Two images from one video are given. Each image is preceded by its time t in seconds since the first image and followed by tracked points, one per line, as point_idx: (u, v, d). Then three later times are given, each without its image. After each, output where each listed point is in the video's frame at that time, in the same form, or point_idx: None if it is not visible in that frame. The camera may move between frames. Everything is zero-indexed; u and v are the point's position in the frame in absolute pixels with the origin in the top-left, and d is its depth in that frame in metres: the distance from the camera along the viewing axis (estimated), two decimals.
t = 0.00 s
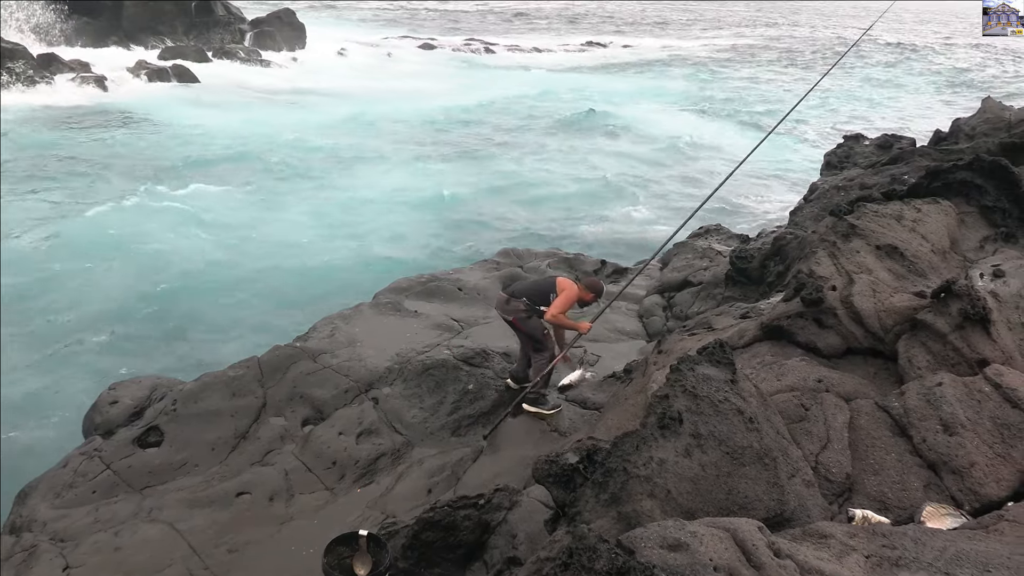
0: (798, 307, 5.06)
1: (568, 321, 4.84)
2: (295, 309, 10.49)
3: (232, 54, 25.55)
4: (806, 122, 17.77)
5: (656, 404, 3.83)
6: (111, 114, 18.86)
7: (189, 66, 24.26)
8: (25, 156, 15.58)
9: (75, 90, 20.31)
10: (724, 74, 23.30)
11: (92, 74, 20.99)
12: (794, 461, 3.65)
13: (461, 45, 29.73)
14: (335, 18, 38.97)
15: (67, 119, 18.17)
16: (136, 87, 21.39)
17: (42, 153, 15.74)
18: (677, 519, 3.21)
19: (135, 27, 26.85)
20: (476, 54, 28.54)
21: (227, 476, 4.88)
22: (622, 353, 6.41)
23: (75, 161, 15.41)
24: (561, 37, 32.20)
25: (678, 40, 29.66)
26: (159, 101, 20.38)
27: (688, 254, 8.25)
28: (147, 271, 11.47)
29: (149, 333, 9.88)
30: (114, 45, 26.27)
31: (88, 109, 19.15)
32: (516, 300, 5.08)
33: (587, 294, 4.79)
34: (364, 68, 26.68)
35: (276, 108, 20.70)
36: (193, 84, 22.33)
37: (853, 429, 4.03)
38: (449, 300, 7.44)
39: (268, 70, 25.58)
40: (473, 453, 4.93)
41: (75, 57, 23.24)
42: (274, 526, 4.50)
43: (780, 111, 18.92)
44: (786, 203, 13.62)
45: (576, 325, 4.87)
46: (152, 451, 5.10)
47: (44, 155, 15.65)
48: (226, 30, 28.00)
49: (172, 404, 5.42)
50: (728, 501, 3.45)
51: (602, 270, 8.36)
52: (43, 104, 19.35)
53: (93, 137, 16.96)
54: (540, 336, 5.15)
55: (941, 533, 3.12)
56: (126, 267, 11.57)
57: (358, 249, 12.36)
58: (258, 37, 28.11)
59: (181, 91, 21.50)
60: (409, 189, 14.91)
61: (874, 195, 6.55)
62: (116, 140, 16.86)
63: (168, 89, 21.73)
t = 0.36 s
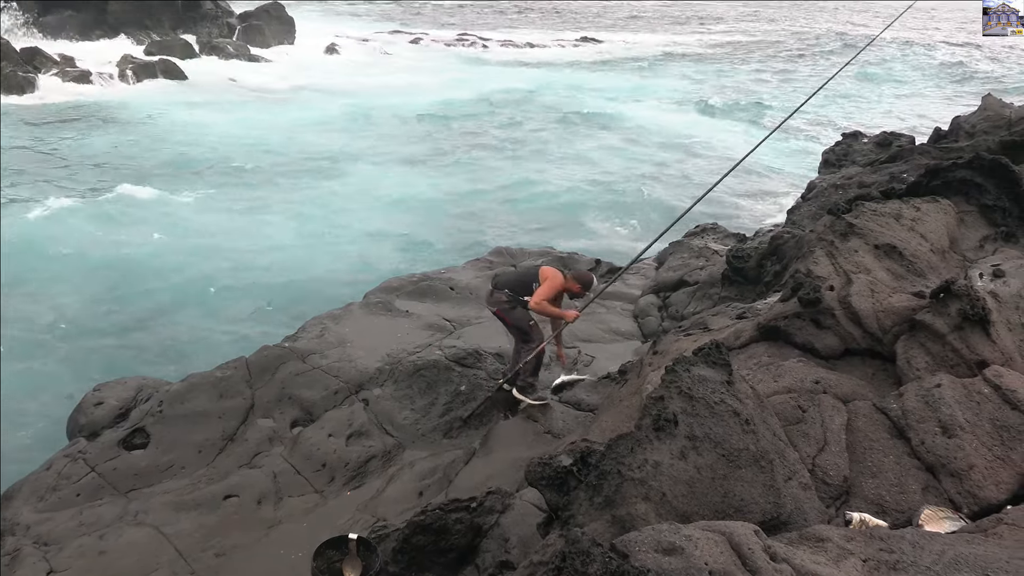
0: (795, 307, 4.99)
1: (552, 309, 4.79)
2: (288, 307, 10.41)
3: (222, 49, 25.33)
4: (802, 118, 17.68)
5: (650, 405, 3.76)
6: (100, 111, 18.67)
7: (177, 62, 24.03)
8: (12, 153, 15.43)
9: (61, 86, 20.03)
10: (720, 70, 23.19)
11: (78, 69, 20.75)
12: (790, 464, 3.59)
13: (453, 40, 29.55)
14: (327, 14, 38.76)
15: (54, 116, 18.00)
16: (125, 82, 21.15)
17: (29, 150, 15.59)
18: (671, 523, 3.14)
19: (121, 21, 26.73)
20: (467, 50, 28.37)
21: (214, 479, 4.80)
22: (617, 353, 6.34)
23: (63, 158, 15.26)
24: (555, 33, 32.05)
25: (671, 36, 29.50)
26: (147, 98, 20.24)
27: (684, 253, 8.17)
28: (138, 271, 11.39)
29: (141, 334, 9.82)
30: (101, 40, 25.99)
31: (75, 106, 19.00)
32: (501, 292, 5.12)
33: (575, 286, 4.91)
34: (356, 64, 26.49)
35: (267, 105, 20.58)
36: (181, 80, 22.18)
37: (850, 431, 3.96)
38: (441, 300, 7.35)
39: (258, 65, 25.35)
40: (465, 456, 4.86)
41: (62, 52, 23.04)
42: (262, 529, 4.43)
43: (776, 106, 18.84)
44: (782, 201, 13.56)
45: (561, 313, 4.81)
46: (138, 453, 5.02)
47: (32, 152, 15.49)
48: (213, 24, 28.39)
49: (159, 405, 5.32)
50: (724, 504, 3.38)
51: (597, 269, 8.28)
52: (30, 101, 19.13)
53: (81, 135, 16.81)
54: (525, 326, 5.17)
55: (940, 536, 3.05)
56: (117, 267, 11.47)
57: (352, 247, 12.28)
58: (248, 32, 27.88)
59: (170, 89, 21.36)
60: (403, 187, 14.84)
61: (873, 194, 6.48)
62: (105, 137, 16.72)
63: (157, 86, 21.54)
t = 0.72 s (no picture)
0: (793, 307, 4.94)
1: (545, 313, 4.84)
2: (283, 306, 10.37)
3: (214, 44, 25.20)
4: (798, 113, 17.64)
5: (646, 406, 3.69)
6: (92, 108, 18.55)
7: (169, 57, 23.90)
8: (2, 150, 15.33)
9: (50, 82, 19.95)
10: (715, 66, 23.12)
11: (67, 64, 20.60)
12: (787, 466, 3.54)
13: (447, 36, 29.47)
14: (321, 9, 38.60)
15: (44, 114, 17.89)
16: (115, 79, 21.03)
17: (19, 148, 15.49)
18: (666, 526, 3.09)
19: (110, 16, 26.51)
20: (461, 47, 28.30)
21: (204, 480, 4.74)
22: (613, 354, 6.28)
23: (52, 155, 15.15)
24: (550, 29, 31.95)
25: (665, 32, 29.43)
26: (138, 95, 20.14)
27: (681, 252, 8.12)
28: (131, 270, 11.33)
29: (134, 333, 9.81)
30: (92, 36, 25.80)
31: (65, 103, 18.88)
32: (496, 295, 5.16)
33: (569, 299, 5.00)
34: (349, 61, 26.40)
35: (260, 101, 20.49)
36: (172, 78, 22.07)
37: (848, 433, 3.90)
38: (434, 299, 7.29)
39: (251, 62, 25.24)
40: (459, 458, 4.79)
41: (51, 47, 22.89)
42: (252, 531, 4.37)
43: (772, 102, 18.77)
44: (779, 198, 13.52)
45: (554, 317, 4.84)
46: (126, 454, 4.95)
47: (22, 150, 15.39)
48: (205, 18, 28.13)
49: (147, 405, 5.25)
50: (720, 507, 3.32)
51: (592, 268, 8.23)
52: (21, 99, 18.99)
53: (71, 132, 16.71)
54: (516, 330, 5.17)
55: (940, 540, 2.99)
56: (111, 267, 11.40)
57: (347, 245, 12.23)
58: (239, 25, 27.70)
59: (161, 86, 21.25)
60: (400, 185, 14.77)
61: (873, 192, 6.42)
62: (95, 134, 16.63)
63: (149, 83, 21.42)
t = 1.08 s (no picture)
0: (792, 306, 4.89)
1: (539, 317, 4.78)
2: (280, 306, 10.34)
3: (206, 43, 25.11)
4: (795, 109, 17.59)
5: (644, 407, 3.64)
6: (85, 110, 18.46)
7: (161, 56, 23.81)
8: None
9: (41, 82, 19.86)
10: (711, 61, 23.07)
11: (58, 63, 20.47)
12: (787, 467, 3.49)
13: (441, 33, 29.36)
14: (314, 7, 38.49)
15: (36, 115, 17.82)
16: (108, 78, 20.95)
17: (12, 149, 15.43)
18: (664, 529, 3.04)
19: (102, 14, 26.35)
20: (455, 45, 28.19)
21: (198, 483, 4.70)
22: (610, 354, 6.23)
23: (45, 156, 15.10)
24: (545, 26, 31.87)
25: (661, 28, 29.29)
26: (131, 95, 20.07)
27: (679, 251, 8.07)
28: (126, 271, 11.31)
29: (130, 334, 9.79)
30: (83, 34, 25.63)
31: (58, 104, 18.81)
32: (491, 299, 5.13)
33: (564, 307, 4.97)
34: (343, 59, 26.29)
35: (254, 100, 20.44)
36: (166, 78, 21.97)
37: (849, 433, 3.85)
38: (430, 299, 7.24)
39: (245, 61, 25.14)
40: (455, 460, 4.75)
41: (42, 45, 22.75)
42: (247, 535, 4.33)
43: (768, 98, 18.73)
44: (776, 195, 13.48)
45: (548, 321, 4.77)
46: (118, 457, 4.90)
47: (15, 151, 15.33)
48: (196, 16, 28.09)
49: (140, 408, 5.20)
50: (719, 508, 3.28)
51: (590, 267, 8.17)
52: (13, 99, 18.90)
53: (65, 133, 16.65)
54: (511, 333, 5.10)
55: (941, 540, 2.94)
56: (106, 270, 11.36)
57: (344, 245, 12.19)
58: (231, 23, 27.66)
59: (154, 86, 21.19)
60: (397, 184, 14.72)
61: (873, 189, 6.36)
62: (89, 135, 16.57)
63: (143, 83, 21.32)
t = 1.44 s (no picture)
0: (794, 305, 4.84)
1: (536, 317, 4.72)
2: (278, 306, 10.32)
3: (201, 40, 25.07)
4: (795, 105, 17.54)
5: (644, 407, 3.59)
6: (80, 109, 18.40)
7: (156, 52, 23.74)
8: None
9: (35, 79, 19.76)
10: (709, 57, 23.00)
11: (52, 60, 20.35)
12: (789, 467, 3.44)
13: (438, 28, 29.24)
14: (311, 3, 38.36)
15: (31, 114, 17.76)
16: (103, 76, 20.88)
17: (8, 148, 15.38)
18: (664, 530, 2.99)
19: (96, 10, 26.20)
20: (452, 42, 28.09)
21: (194, 484, 4.65)
22: (610, 354, 6.18)
23: (41, 156, 15.06)
24: (543, 21, 31.78)
25: (659, 23, 29.19)
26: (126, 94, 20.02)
27: (680, 249, 8.01)
28: (123, 270, 11.28)
29: (127, 334, 9.77)
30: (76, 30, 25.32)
31: (52, 103, 18.74)
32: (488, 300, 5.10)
33: (563, 308, 4.91)
34: (340, 56, 26.20)
35: (250, 98, 20.39)
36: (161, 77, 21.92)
37: (851, 434, 3.80)
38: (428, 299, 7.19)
39: (241, 58, 25.07)
40: (453, 462, 4.70)
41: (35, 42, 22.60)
42: (242, 536, 4.28)
43: (767, 94, 18.68)
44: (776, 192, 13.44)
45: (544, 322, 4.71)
46: (112, 458, 4.85)
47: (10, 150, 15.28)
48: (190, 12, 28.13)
49: (134, 409, 5.14)
50: (721, 509, 3.23)
51: (590, 266, 8.11)
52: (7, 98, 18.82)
53: (60, 133, 16.59)
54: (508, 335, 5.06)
55: (944, 541, 2.90)
56: (101, 269, 11.31)
57: (343, 243, 12.15)
58: (226, 20, 27.66)
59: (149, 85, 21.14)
60: (395, 182, 14.67)
61: (876, 186, 6.31)
62: (85, 134, 16.52)
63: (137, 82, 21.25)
